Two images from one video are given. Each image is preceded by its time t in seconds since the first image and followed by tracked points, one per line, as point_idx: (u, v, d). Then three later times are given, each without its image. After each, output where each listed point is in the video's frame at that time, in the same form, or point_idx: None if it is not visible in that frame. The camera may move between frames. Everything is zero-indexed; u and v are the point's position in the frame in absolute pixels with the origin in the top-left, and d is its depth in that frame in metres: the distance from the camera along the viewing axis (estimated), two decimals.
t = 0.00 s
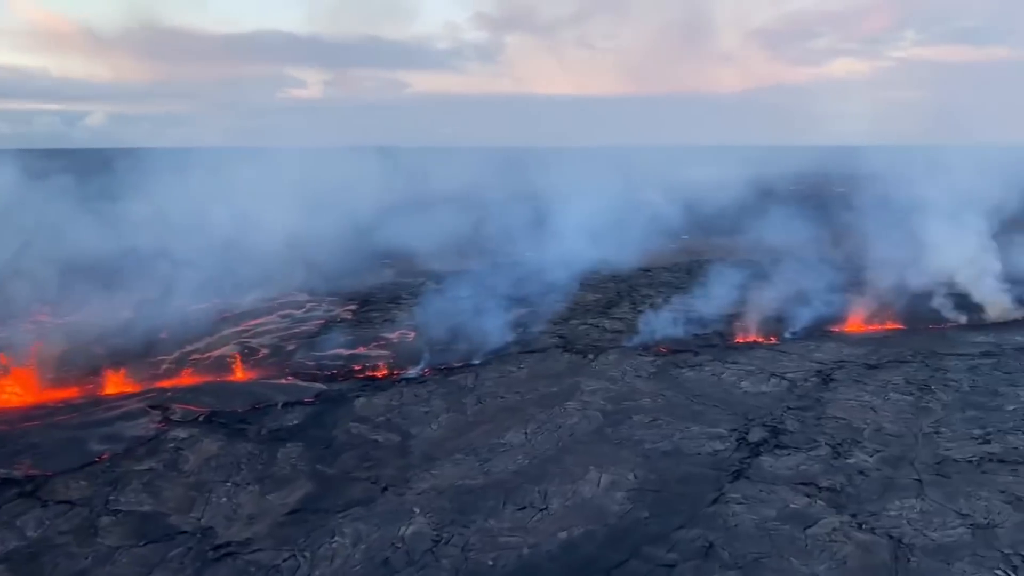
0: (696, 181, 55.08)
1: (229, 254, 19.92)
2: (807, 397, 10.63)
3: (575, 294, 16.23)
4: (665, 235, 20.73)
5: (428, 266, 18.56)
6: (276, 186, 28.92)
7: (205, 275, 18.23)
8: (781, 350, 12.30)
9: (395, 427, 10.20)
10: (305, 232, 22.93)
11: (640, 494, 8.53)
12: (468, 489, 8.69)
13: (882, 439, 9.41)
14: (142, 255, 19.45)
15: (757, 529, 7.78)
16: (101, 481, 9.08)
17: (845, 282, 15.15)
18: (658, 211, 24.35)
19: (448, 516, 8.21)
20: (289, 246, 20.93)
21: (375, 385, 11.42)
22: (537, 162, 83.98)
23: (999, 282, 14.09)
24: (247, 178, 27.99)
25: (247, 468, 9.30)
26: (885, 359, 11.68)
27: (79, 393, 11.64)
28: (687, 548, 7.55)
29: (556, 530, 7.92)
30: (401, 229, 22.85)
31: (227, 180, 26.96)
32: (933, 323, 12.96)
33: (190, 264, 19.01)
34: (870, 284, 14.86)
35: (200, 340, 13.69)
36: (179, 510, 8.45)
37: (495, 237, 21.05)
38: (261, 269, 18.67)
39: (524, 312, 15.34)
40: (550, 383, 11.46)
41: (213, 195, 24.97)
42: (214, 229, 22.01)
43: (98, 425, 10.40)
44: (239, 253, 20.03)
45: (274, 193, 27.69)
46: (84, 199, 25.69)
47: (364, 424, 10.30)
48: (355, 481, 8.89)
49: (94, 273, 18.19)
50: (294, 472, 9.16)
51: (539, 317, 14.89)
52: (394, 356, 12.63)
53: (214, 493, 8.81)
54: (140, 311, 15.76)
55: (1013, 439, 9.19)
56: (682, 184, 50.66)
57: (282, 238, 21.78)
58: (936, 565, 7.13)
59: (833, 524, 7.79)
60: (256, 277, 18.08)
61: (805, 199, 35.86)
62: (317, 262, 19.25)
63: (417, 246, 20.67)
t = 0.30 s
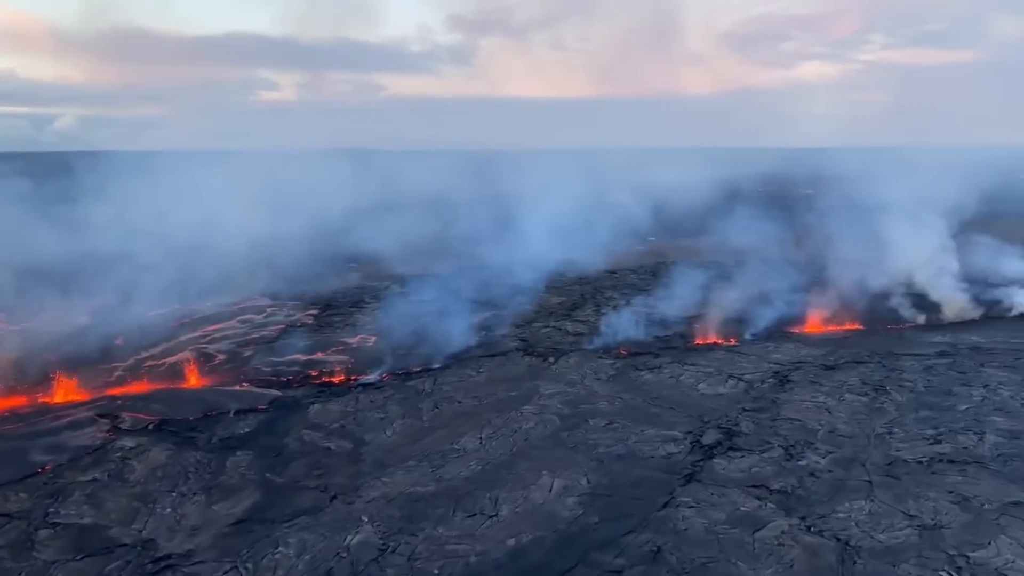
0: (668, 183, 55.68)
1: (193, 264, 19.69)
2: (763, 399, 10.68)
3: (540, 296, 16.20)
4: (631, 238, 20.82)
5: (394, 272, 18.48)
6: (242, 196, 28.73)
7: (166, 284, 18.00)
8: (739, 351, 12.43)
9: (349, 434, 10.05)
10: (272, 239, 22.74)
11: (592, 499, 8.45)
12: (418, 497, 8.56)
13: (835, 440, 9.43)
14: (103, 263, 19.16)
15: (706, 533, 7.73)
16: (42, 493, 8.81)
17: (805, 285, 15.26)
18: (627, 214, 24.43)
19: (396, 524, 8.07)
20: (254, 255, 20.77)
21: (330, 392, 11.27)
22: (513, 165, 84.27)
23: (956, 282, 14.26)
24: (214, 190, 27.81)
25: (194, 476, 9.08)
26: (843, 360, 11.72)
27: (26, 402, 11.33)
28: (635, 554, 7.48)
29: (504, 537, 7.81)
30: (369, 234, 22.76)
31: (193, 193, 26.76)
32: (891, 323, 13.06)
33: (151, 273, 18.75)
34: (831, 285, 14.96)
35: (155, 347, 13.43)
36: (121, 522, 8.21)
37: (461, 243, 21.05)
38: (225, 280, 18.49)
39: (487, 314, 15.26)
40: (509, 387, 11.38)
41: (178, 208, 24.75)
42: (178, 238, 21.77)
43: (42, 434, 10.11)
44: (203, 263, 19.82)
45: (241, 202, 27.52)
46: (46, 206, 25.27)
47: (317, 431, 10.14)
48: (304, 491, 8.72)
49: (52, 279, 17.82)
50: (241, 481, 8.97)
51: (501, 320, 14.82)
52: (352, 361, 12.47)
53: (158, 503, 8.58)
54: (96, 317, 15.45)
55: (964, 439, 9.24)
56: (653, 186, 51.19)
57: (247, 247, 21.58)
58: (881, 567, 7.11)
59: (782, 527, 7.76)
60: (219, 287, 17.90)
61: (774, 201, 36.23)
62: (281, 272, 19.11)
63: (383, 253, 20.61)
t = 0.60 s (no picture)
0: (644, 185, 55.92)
1: (157, 271, 19.37)
2: (721, 402, 10.60)
3: (505, 299, 16.07)
4: (601, 241, 20.77)
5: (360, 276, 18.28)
6: (212, 203, 28.39)
7: (128, 291, 17.67)
8: (701, 354, 12.37)
9: (300, 442, 9.84)
10: (240, 244, 22.47)
11: (542, 507, 8.30)
12: (365, 507, 8.37)
13: (791, 444, 9.35)
14: (64, 272, 18.80)
15: (654, 541, 7.61)
16: None
17: (770, 287, 15.24)
18: (598, 216, 24.36)
19: (340, 536, 7.87)
20: (221, 262, 20.49)
21: (284, 399, 11.05)
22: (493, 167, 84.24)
23: (918, 282, 14.29)
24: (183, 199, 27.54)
25: (137, 488, 8.81)
26: (803, 362, 11.67)
27: None
28: (581, 563, 7.33)
29: (449, 548, 7.63)
30: (338, 239, 22.56)
31: (160, 206, 26.45)
32: (854, 324, 13.03)
33: (113, 280, 18.40)
34: (796, 286, 14.93)
35: (109, 355, 13.11)
36: (56, 537, 7.93)
37: (430, 246, 20.89)
38: (188, 287, 18.22)
39: (451, 318, 15.10)
40: (466, 392, 11.23)
41: (144, 219, 24.42)
42: (144, 247, 21.47)
43: None
44: (167, 270, 19.51)
45: (211, 208, 27.22)
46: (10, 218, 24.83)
47: (268, 440, 9.92)
48: (248, 502, 8.49)
49: (10, 286, 17.42)
50: (185, 492, 8.72)
51: (465, 323, 14.67)
52: (310, 368, 12.27)
53: (96, 515, 8.30)
54: (52, 324, 15.08)
55: (919, 441, 9.19)
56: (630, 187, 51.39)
57: (213, 254, 21.27)
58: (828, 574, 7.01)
59: (731, 534, 7.64)
60: (182, 293, 17.61)
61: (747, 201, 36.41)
62: (247, 279, 18.84)
63: (352, 256, 20.41)
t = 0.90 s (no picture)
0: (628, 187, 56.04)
1: (128, 278, 19.13)
2: (686, 406, 10.49)
3: (477, 302, 15.92)
4: (577, 243, 20.67)
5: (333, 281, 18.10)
6: (187, 212, 28.10)
7: (96, 297, 17.41)
8: (670, 358, 12.24)
9: (256, 451, 9.64)
10: (214, 251, 22.25)
11: (498, 515, 8.14)
12: (317, 518, 8.18)
13: (753, 448, 9.23)
14: (32, 279, 18.52)
15: (608, 550, 7.45)
16: None
17: (742, 289, 15.15)
18: (576, 219, 24.26)
19: (289, 548, 7.68)
20: (194, 269, 20.26)
21: (243, 407, 10.84)
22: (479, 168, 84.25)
23: (890, 282, 14.23)
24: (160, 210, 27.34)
25: (84, 500, 8.58)
26: (771, 365, 11.57)
27: None
28: (533, 573, 7.17)
29: (399, 559, 7.45)
30: (314, 244, 22.37)
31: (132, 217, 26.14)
32: (824, 326, 12.94)
33: (81, 286, 18.13)
34: (768, 289, 14.85)
35: (69, 362, 12.85)
36: None
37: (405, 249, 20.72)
38: (158, 294, 17.98)
39: (421, 322, 14.93)
40: (430, 398, 11.05)
41: (115, 231, 24.12)
42: (116, 257, 21.24)
43: None
44: (138, 277, 19.27)
45: (188, 215, 27.00)
46: None
47: (223, 449, 9.71)
48: (198, 513, 8.28)
49: None
50: (134, 503, 8.49)
51: (435, 327, 14.50)
52: (272, 375, 12.07)
53: (40, 528, 8.06)
54: (14, 331, 14.80)
55: (881, 444, 9.10)
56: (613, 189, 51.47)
57: (185, 261, 21.01)
58: None
59: (687, 542, 7.51)
60: (151, 300, 17.37)
61: (727, 202, 36.45)
62: (218, 286, 18.63)
63: (326, 261, 20.22)
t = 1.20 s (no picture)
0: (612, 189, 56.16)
1: (99, 282, 18.88)
2: (651, 410, 10.39)
3: (450, 305, 15.78)
4: (554, 245, 20.58)
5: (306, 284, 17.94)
6: (163, 215, 27.80)
7: (64, 301, 17.15)
8: (638, 360, 12.14)
9: (212, 459, 9.46)
10: (189, 254, 22.02)
11: (452, 523, 8.00)
12: (268, 527, 8.02)
13: (714, 452, 9.13)
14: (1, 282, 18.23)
15: (561, 557, 7.32)
16: None
17: (715, 290, 15.06)
18: (554, 221, 24.15)
19: (236, 559, 7.52)
20: (167, 272, 20.03)
21: (203, 414, 10.66)
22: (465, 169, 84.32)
23: (862, 283, 14.18)
24: (136, 214, 27.10)
25: (30, 510, 8.38)
26: (739, 368, 11.49)
27: None
28: None
29: (347, 570, 7.30)
30: (290, 246, 22.18)
31: (107, 220, 25.86)
32: (794, 327, 12.86)
33: (50, 290, 17.87)
34: (740, 290, 14.77)
35: (29, 368, 12.62)
36: None
37: (381, 251, 20.57)
38: (128, 297, 17.74)
39: (392, 325, 14.78)
40: (393, 403, 10.90)
41: (87, 235, 23.82)
42: (88, 259, 20.97)
43: None
44: (109, 281, 19.01)
45: (165, 219, 26.79)
46: None
47: (178, 457, 9.53)
48: (146, 523, 8.11)
49: None
50: (81, 512, 8.31)
51: (405, 330, 14.35)
52: (235, 381, 11.88)
53: None
54: None
55: (843, 447, 9.01)
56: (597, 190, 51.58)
57: (158, 265, 20.75)
58: None
59: (641, 549, 7.39)
60: (120, 303, 17.13)
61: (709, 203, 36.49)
62: (190, 289, 18.40)
63: (301, 264, 20.05)
